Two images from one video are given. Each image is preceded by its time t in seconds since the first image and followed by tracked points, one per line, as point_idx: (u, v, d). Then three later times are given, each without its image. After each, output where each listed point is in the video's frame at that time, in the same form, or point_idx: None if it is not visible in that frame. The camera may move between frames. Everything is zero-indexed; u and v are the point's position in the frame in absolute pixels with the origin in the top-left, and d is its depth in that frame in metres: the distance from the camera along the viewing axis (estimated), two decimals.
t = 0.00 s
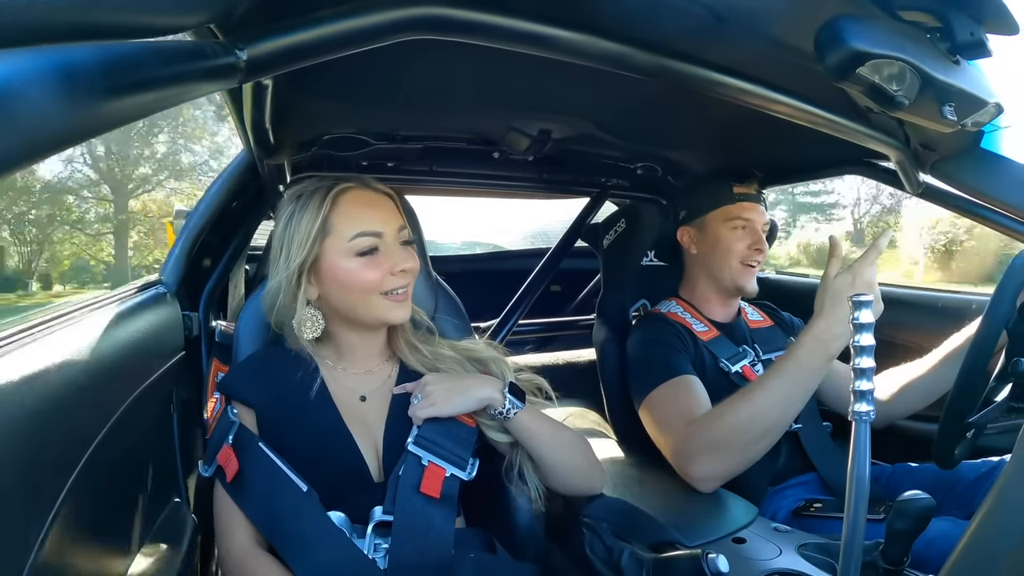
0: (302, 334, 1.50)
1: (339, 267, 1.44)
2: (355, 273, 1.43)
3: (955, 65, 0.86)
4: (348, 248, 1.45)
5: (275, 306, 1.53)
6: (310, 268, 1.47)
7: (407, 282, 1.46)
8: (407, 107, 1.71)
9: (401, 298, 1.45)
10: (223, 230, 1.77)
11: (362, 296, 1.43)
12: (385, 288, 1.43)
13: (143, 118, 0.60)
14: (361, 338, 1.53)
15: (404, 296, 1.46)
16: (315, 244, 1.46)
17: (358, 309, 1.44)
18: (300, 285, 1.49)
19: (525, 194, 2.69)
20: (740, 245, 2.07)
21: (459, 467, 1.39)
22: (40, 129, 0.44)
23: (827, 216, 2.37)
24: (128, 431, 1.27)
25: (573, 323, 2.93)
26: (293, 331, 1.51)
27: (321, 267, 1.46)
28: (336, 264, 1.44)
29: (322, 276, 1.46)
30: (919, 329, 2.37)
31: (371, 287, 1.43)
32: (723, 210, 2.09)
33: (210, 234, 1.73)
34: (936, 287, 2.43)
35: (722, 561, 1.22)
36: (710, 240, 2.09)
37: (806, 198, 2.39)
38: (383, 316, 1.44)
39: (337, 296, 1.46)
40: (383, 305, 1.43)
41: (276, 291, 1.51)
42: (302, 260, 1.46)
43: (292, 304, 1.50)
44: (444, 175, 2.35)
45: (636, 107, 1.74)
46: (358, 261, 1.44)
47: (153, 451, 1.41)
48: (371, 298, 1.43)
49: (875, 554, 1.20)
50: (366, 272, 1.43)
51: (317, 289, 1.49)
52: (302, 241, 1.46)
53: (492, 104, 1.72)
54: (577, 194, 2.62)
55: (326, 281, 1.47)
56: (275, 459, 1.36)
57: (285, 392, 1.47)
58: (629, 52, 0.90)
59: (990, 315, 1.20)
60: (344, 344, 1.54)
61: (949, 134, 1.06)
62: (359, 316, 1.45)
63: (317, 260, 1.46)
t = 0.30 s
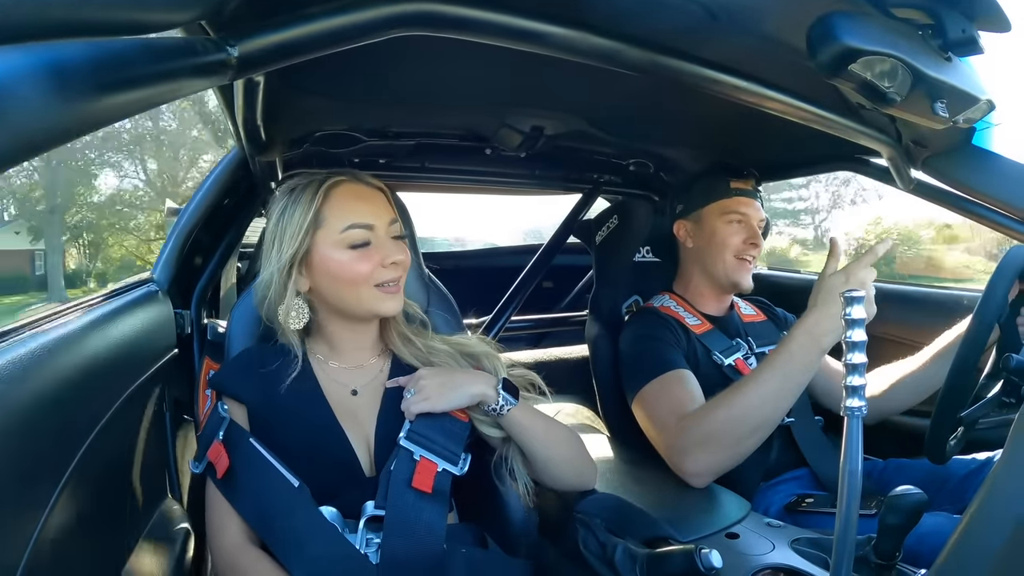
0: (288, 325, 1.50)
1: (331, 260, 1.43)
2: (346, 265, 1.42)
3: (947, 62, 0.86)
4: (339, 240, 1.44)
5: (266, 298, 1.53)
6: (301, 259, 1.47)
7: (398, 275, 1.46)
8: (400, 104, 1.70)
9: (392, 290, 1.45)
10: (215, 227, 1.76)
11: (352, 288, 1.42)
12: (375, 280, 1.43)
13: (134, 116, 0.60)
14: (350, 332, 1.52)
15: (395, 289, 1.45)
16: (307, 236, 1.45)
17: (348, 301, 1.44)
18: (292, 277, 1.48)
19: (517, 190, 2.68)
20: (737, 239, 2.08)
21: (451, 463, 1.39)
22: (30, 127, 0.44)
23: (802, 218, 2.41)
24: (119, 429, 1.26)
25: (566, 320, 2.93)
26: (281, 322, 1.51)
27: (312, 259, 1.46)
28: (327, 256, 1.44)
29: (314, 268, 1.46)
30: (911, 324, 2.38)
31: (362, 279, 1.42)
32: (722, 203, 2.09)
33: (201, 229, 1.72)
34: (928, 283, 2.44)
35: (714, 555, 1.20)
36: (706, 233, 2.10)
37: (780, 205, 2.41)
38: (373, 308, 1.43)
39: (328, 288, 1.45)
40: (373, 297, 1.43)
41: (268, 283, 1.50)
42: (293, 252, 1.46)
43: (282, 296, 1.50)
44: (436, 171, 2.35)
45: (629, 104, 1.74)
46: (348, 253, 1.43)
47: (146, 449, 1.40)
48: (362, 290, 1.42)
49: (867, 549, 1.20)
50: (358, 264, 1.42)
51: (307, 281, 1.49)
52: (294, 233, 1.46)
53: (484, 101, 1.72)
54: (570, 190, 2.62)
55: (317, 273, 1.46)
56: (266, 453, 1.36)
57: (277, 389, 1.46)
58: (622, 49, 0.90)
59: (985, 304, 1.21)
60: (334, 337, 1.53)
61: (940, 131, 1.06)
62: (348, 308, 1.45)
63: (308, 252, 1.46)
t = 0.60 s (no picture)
0: (290, 325, 1.51)
1: (335, 263, 1.43)
2: (348, 269, 1.42)
3: (941, 58, 0.86)
4: (343, 244, 1.44)
5: (268, 299, 1.53)
6: (304, 261, 1.47)
7: (401, 279, 1.46)
8: (396, 102, 1.70)
9: (393, 294, 1.45)
10: (211, 228, 1.76)
11: (354, 291, 1.42)
12: (377, 284, 1.43)
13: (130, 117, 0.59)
14: (351, 334, 1.52)
15: (396, 293, 1.45)
16: (310, 238, 1.45)
17: (350, 304, 1.44)
18: (295, 279, 1.48)
19: (514, 188, 2.68)
20: (725, 234, 2.08)
21: (450, 463, 1.39)
22: (25, 129, 0.44)
23: (782, 222, 2.50)
24: (117, 431, 1.25)
25: (563, 318, 2.93)
26: (281, 322, 1.52)
27: (315, 262, 1.46)
28: (330, 259, 1.43)
29: (318, 271, 1.46)
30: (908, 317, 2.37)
31: (364, 283, 1.42)
32: (705, 202, 2.10)
33: (197, 230, 1.72)
34: (924, 278, 2.45)
35: (712, 552, 1.21)
36: (695, 232, 2.10)
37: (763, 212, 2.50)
38: (374, 311, 1.44)
39: (330, 291, 1.45)
40: (374, 301, 1.43)
41: (271, 285, 1.50)
42: (297, 254, 1.46)
43: (286, 297, 1.50)
44: (432, 169, 2.34)
45: (625, 101, 1.74)
46: (352, 257, 1.43)
47: (143, 451, 1.40)
48: (363, 294, 1.42)
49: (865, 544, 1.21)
50: (360, 267, 1.42)
51: (310, 283, 1.49)
52: (298, 235, 1.46)
53: (479, 99, 1.71)
54: (567, 188, 2.62)
55: (319, 275, 1.46)
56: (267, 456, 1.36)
57: (275, 390, 1.46)
58: (618, 46, 0.90)
59: (978, 308, 1.22)
60: (335, 337, 1.53)
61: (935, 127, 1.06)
62: (350, 310, 1.45)
63: (312, 255, 1.46)
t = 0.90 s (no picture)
0: (294, 323, 1.52)
1: (338, 262, 1.43)
2: (351, 267, 1.42)
3: (941, 56, 0.87)
4: (345, 243, 1.44)
5: (269, 299, 1.52)
6: (306, 260, 1.47)
7: (402, 278, 1.45)
8: (394, 101, 1.70)
9: (396, 292, 1.45)
10: (210, 227, 1.76)
11: (356, 290, 1.43)
12: (379, 283, 1.43)
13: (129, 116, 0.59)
14: (352, 332, 1.52)
15: (399, 291, 1.45)
16: (312, 238, 1.45)
17: (353, 302, 1.44)
18: (296, 278, 1.48)
19: (513, 187, 2.68)
20: (716, 235, 2.08)
21: (450, 462, 1.39)
22: (24, 128, 0.44)
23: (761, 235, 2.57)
24: (118, 431, 1.26)
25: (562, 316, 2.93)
26: (287, 318, 1.52)
27: (318, 261, 1.45)
28: (333, 258, 1.43)
29: (320, 270, 1.46)
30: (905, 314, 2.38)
31: (366, 282, 1.42)
32: (696, 203, 2.10)
33: (196, 230, 1.71)
34: (924, 276, 2.44)
35: (713, 549, 1.21)
36: (687, 233, 2.11)
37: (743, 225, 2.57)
38: (376, 309, 1.44)
39: (333, 289, 1.45)
40: (377, 299, 1.43)
41: (272, 283, 1.50)
42: (299, 253, 1.46)
43: (288, 296, 1.50)
44: (432, 168, 2.35)
45: (623, 98, 1.74)
46: (355, 256, 1.43)
47: (143, 450, 1.40)
48: (366, 292, 1.43)
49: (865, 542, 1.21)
50: (363, 266, 1.42)
51: (313, 281, 1.49)
52: (300, 234, 1.46)
53: (478, 98, 1.71)
54: (566, 186, 2.62)
55: (321, 274, 1.46)
56: (267, 455, 1.36)
57: (275, 390, 1.46)
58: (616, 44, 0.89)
59: (978, 307, 1.22)
60: (336, 336, 1.53)
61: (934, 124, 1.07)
62: (352, 308, 1.45)
63: (314, 254, 1.46)
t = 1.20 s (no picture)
0: (293, 319, 1.51)
1: (334, 258, 1.43)
2: (345, 263, 1.42)
3: (941, 58, 0.87)
4: (340, 238, 1.44)
5: (267, 296, 1.53)
6: (302, 256, 1.47)
7: (398, 273, 1.45)
8: (394, 99, 1.70)
9: (391, 287, 1.45)
10: (209, 224, 1.76)
11: (351, 285, 1.43)
12: (374, 278, 1.43)
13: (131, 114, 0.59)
14: (351, 328, 1.53)
15: (394, 286, 1.45)
16: (309, 233, 1.45)
17: (348, 298, 1.44)
18: (293, 275, 1.48)
19: (513, 186, 2.68)
20: (710, 239, 2.08)
21: (448, 461, 1.39)
22: (26, 125, 0.44)
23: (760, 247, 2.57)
24: (116, 430, 1.25)
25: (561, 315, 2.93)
26: (286, 316, 1.53)
27: (313, 256, 1.45)
28: (328, 254, 1.43)
29: (316, 265, 1.46)
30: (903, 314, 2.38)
31: (360, 276, 1.42)
32: (689, 207, 2.11)
33: (195, 228, 1.71)
34: (923, 278, 2.45)
35: (711, 550, 1.20)
36: (680, 237, 2.12)
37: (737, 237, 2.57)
38: (372, 304, 1.43)
39: (328, 285, 1.45)
40: (372, 294, 1.43)
41: (270, 281, 1.50)
42: (295, 249, 1.46)
43: (285, 293, 1.50)
44: (432, 167, 2.35)
45: (624, 98, 1.74)
46: (349, 251, 1.43)
47: (141, 448, 1.40)
48: (360, 287, 1.42)
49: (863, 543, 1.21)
50: (357, 262, 1.42)
51: (310, 277, 1.49)
52: (296, 230, 1.46)
53: (478, 97, 1.71)
54: (565, 185, 2.62)
55: (317, 270, 1.46)
56: (266, 454, 1.36)
57: (275, 388, 1.46)
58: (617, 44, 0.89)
59: (967, 329, 1.23)
60: (334, 332, 1.53)
61: (935, 126, 1.07)
62: (348, 304, 1.45)
63: (310, 250, 1.46)
